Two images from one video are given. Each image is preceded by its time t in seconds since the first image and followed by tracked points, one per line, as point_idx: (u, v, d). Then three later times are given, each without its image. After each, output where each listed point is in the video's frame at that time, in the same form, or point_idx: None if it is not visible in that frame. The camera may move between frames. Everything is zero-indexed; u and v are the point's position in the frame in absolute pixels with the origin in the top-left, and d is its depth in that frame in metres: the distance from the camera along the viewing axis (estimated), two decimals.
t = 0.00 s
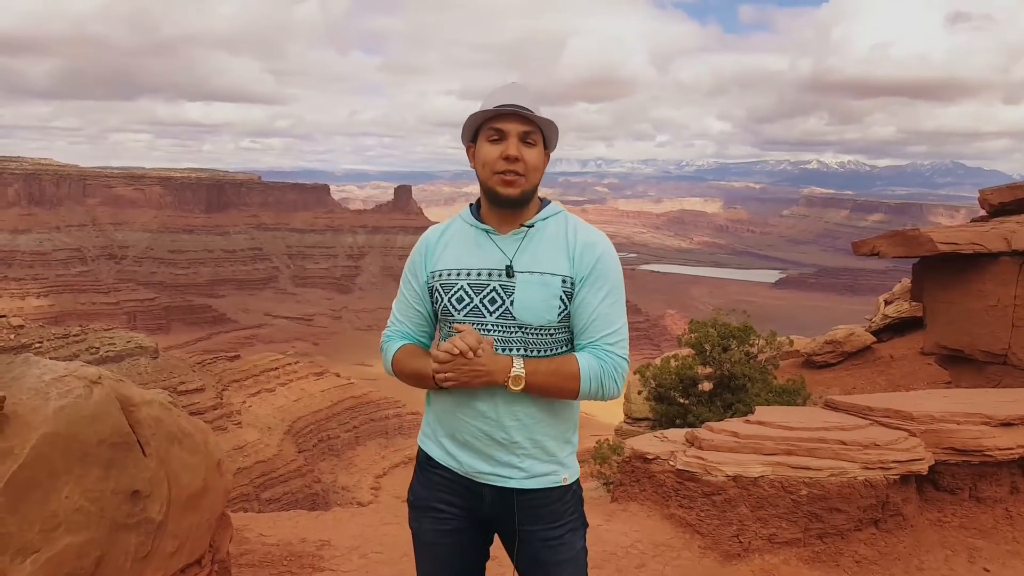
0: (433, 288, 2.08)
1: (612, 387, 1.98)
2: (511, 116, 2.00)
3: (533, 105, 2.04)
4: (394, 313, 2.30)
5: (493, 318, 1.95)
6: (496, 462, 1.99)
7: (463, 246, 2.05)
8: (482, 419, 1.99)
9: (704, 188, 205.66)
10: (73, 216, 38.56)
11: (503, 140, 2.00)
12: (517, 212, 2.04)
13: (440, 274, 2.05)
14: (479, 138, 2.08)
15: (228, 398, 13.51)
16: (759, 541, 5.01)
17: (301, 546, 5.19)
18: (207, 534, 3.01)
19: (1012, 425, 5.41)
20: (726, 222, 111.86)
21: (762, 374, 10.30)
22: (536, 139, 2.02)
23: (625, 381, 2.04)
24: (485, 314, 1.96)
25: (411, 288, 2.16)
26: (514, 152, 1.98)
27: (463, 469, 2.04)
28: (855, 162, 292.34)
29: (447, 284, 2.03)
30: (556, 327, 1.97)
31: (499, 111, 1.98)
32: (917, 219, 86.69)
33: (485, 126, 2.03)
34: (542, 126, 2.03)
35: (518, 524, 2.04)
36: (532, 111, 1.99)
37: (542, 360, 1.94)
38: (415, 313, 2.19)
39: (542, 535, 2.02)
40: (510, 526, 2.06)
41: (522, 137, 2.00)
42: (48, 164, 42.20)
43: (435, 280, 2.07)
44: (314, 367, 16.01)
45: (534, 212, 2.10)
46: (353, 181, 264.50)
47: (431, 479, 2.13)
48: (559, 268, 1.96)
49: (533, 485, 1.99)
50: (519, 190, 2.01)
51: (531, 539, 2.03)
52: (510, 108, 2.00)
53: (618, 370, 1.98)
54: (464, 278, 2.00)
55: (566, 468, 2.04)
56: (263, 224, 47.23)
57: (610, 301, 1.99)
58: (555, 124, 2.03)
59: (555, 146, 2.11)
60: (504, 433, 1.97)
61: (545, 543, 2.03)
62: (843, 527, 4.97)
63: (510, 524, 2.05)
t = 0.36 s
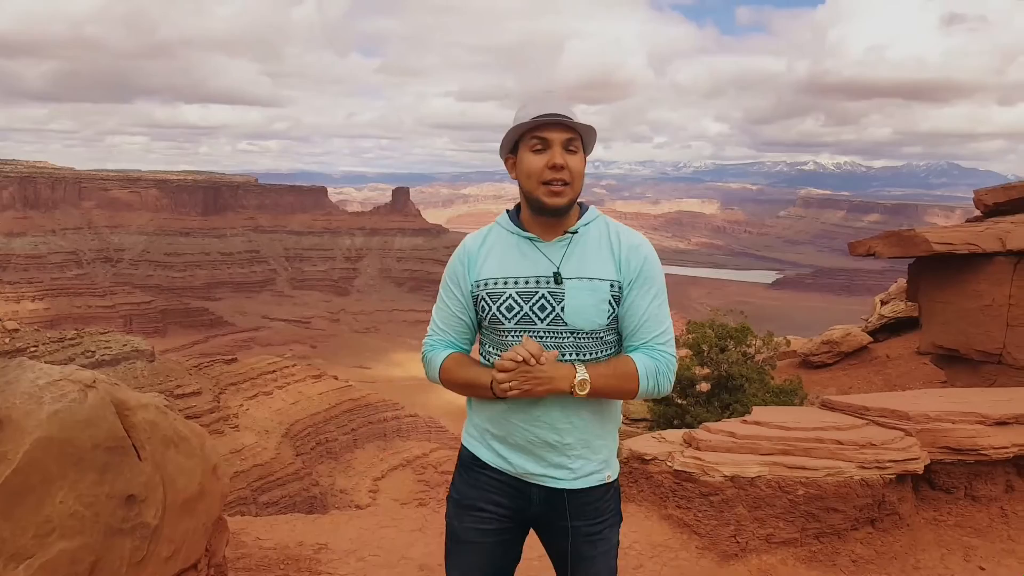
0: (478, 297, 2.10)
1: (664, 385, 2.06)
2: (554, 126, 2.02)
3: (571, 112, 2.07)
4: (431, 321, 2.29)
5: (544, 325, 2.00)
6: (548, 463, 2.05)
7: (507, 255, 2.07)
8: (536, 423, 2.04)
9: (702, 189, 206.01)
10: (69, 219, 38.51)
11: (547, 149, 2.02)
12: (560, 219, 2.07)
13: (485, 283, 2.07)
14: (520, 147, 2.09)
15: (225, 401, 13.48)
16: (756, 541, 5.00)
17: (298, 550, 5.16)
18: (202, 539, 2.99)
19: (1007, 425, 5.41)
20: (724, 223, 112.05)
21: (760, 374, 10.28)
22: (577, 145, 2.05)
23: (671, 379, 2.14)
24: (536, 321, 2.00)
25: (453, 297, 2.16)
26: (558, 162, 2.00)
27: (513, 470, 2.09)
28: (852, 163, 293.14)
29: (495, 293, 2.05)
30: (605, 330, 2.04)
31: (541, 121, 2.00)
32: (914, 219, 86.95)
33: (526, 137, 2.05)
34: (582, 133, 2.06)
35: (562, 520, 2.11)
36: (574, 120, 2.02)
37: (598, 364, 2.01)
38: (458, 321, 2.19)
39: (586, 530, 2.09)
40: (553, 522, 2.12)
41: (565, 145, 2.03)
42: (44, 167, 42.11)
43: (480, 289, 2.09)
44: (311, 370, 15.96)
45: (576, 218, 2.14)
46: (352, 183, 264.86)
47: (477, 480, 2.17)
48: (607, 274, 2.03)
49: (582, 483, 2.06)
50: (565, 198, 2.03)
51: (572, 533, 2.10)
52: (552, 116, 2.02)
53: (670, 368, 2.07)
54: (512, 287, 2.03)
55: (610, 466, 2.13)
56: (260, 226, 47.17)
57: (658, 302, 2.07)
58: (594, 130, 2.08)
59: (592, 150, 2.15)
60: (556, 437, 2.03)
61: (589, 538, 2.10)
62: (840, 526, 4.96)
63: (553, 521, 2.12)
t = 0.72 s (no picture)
0: (520, 302, 2.12)
1: (698, 385, 2.22)
2: (600, 139, 2.09)
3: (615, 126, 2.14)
4: (468, 325, 2.28)
5: (590, 329, 2.05)
6: (593, 464, 2.11)
7: (550, 261, 2.12)
8: (583, 425, 2.09)
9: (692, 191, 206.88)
10: (55, 225, 38.20)
11: (593, 163, 2.09)
12: (603, 228, 2.14)
13: (529, 288, 2.10)
14: (564, 159, 2.15)
15: (215, 408, 13.38)
16: (747, 542, 5.02)
17: (288, 558, 5.13)
18: (191, 548, 2.98)
19: (993, 423, 5.47)
20: (714, 225, 112.53)
21: (750, 375, 10.29)
22: (622, 159, 2.13)
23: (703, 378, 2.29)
24: (581, 325, 2.06)
25: (494, 301, 2.16)
26: (605, 175, 2.07)
27: (557, 473, 2.14)
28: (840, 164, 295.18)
29: (539, 298, 2.08)
30: (645, 332, 2.14)
31: (588, 136, 2.06)
32: (902, 220, 87.57)
33: (572, 149, 2.11)
34: (626, 147, 2.14)
35: (603, 517, 2.18)
36: (619, 134, 2.09)
37: (642, 369, 2.11)
38: (498, 325, 2.19)
39: (624, 527, 2.19)
40: (592, 521, 2.20)
41: (612, 158, 2.10)
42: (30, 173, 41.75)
43: (523, 294, 2.11)
44: (302, 376, 15.88)
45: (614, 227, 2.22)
46: (342, 187, 264.02)
47: (518, 486, 2.21)
48: (648, 280, 2.13)
49: (625, 482, 2.14)
50: (609, 209, 2.10)
51: (611, 531, 2.19)
52: (599, 131, 2.09)
53: (702, 369, 2.22)
54: (557, 292, 2.07)
55: (650, 464, 2.21)
56: (250, 231, 46.95)
57: (692, 306, 2.22)
58: (636, 144, 2.16)
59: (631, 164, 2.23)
60: (603, 437, 2.10)
61: (626, 534, 2.20)
62: (830, 527, 4.98)
63: (593, 520, 2.19)
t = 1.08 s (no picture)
0: (519, 301, 2.11)
1: (691, 390, 2.24)
2: (596, 143, 2.10)
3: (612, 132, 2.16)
4: (463, 326, 2.25)
5: (588, 328, 2.06)
6: (585, 467, 2.11)
7: (549, 261, 2.12)
8: (577, 426, 2.09)
9: (671, 195, 208.60)
10: (27, 230, 37.52)
11: (589, 168, 2.10)
12: (601, 231, 2.15)
13: (529, 285, 2.09)
14: (560, 166, 2.16)
15: (191, 415, 13.19)
16: (725, 544, 5.07)
17: (265, 567, 5.07)
18: (163, 558, 2.93)
19: (965, 423, 5.56)
20: (693, 228, 113.58)
21: (728, 377, 10.39)
22: (616, 161, 2.14)
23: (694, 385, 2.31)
24: (580, 324, 2.06)
25: (493, 299, 2.14)
26: (601, 178, 2.08)
27: (549, 477, 2.13)
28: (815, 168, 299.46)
29: (539, 295, 2.07)
30: (641, 336, 2.15)
31: (581, 142, 2.07)
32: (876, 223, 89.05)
33: (570, 154, 2.12)
34: (622, 152, 2.16)
35: (590, 524, 2.18)
36: (616, 139, 2.11)
37: (638, 372, 2.12)
38: (495, 324, 2.16)
39: (612, 535, 2.19)
40: (580, 529, 2.20)
41: (604, 162, 2.11)
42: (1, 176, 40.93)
43: (522, 292, 2.10)
44: (280, 381, 15.72)
45: (612, 233, 2.24)
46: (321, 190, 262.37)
47: (506, 493, 2.20)
48: (645, 284, 2.15)
49: (616, 487, 2.14)
50: (607, 212, 2.11)
51: (598, 537, 2.20)
52: (592, 135, 2.09)
53: (695, 376, 2.24)
54: (556, 290, 2.07)
55: (639, 471, 2.22)
56: (227, 235, 46.46)
57: (687, 312, 2.25)
58: (632, 150, 2.18)
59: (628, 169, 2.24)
60: (597, 438, 2.09)
61: (613, 542, 2.20)
62: (806, 527, 5.04)
63: (580, 526, 2.19)
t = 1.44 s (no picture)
0: (499, 304, 2.15)
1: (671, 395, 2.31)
2: (574, 144, 2.15)
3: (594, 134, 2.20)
4: (448, 331, 2.31)
5: (568, 331, 2.09)
6: (565, 473, 2.15)
7: (529, 264, 2.17)
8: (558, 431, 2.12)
9: (660, 199, 209.56)
10: (15, 237, 37.24)
11: (566, 168, 2.15)
12: (579, 234, 2.19)
13: (509, 289, 2.14)
14: (541, 167, 2.22)
15: (182, 421, 13.14)
16: (715, 546, 5.12)
17: (256, 572, 5.08)
18: (155, 563, 2.95)
19: (954, 423, 5.64)
20: (681, 231, 114.17)
21: (717, 379, 10.48)
22: (597, 164, 2.18)
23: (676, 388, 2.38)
24: (559, 326, 2.09)
25: (474, 302, 2.19)
26: (577, 180, 2.13)
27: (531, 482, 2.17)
28: (802, 171, 302.07)
29: (519, 299, 2.12)
30: (622, 339, 2.19)
31: (563, 142, 2.12)
32: (862, 225, 89.88)
33: (549, 154, 2.18)
34: (603, 154, 2.19)
35: (575, 526, 2.23)
36: (595, 140, 2.15)
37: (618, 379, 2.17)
38: (477, 327, 2.21)
39: (597, 537, 2.23)
40: (567, 531, 2.25)
41: (583, 163, 2.16)
42: None
43: (502, 296, 2.15)
44: (270, 387, 15.68)
45: (595, 235, 2.28)
46: (309, 196, 261.50)
47: (491, 498, 2.24)
48: (627, 288, 2.19)
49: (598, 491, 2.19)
50: (583, 214, 2.16)
51: (583, 540, 2.24)
52: (572, 136, 2.14)
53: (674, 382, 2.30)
54: (536, 294, 2.12)
55: (622, 475, 2.26)
56: (215, 242, 46.27)
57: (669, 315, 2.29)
58: (615, 152, 2.21)
59: (615, 172, 2.27)
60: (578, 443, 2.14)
61: (597, 544, 2.24)
62: (797, 529, 5.11)
63: (566, 529, 2.24)
